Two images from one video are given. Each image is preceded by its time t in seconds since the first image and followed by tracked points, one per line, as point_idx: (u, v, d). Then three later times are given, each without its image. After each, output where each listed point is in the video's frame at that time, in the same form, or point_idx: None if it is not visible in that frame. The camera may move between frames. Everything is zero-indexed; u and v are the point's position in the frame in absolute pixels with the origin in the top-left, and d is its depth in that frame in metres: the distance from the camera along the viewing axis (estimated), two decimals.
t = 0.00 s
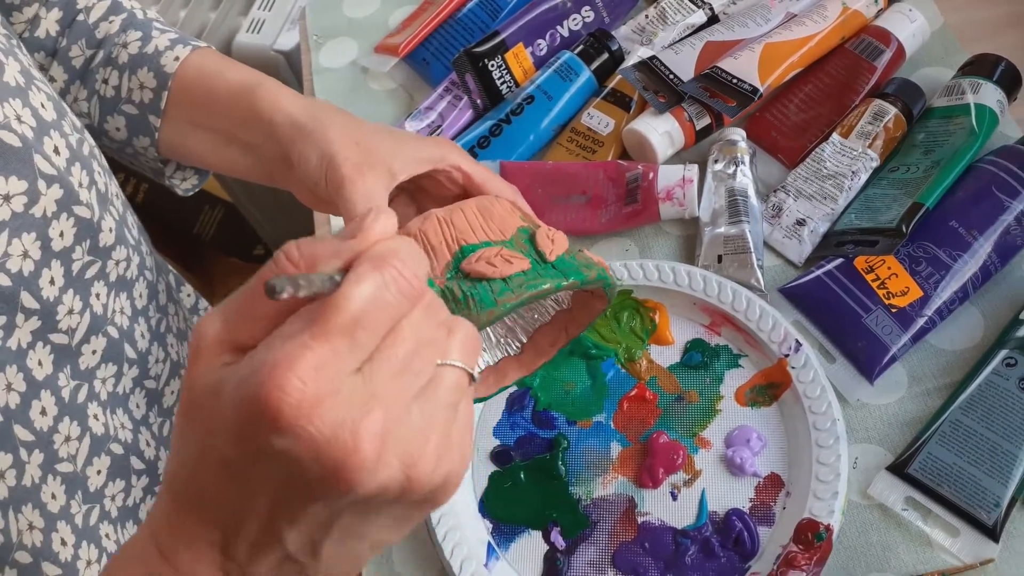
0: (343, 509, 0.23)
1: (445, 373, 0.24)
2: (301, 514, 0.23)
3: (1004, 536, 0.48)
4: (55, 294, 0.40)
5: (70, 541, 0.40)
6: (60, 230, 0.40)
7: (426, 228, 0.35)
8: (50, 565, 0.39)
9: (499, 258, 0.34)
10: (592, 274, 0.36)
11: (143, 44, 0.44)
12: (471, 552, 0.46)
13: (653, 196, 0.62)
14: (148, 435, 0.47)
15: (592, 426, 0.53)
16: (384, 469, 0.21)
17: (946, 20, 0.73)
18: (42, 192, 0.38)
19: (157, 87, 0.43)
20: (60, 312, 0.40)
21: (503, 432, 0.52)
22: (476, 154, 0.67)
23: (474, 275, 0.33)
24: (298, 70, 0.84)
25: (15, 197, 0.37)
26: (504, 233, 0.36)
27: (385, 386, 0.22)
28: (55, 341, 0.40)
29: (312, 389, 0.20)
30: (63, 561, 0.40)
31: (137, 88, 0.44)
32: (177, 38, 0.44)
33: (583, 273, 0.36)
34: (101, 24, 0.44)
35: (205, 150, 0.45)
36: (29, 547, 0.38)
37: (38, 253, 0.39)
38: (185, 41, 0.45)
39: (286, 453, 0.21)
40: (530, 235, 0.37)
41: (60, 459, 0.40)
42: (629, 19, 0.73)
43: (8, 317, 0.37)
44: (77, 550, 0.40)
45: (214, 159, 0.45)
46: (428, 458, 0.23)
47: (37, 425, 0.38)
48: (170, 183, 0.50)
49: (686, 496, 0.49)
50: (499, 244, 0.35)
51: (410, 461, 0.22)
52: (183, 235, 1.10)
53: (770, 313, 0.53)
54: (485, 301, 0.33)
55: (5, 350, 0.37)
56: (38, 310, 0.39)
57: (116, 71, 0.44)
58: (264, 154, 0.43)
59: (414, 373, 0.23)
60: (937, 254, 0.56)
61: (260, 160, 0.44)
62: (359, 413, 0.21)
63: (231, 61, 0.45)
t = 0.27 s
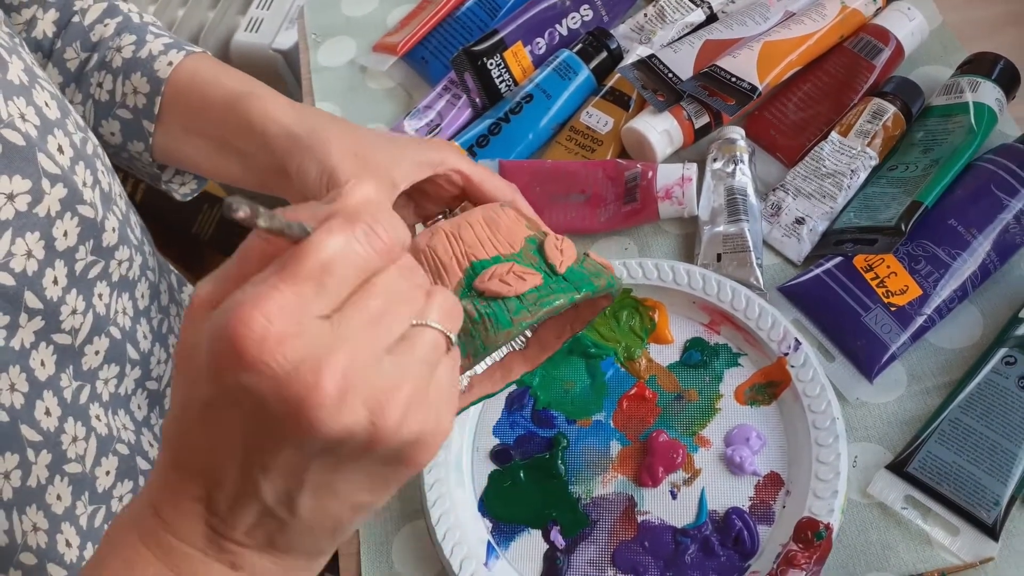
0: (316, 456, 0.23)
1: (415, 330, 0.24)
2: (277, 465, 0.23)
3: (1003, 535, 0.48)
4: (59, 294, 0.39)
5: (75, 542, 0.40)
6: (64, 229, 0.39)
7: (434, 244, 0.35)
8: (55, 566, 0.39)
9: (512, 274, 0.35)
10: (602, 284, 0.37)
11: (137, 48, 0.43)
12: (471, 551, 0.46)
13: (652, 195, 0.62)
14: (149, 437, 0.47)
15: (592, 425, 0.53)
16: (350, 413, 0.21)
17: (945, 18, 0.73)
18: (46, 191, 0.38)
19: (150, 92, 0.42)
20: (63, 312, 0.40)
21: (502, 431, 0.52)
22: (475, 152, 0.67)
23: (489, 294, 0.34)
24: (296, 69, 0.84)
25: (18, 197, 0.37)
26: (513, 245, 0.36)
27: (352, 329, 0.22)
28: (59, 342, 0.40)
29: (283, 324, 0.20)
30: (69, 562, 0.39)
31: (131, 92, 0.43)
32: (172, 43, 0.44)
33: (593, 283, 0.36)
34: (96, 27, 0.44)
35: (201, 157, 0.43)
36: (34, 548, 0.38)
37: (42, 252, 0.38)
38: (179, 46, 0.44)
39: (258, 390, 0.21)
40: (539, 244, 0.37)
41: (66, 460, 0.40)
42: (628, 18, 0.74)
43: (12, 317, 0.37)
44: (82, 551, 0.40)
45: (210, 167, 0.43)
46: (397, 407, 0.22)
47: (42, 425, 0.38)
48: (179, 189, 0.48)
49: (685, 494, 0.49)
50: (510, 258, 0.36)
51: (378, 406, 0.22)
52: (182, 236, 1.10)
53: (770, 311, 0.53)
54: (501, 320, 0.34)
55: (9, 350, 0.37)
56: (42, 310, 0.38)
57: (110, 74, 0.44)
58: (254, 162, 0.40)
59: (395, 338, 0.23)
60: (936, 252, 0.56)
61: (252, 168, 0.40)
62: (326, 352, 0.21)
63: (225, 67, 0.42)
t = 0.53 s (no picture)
0: (259, 473, 0.22)
1: (378, 345, 0.23)
2: (225, 478, 0.22)
3: (1004, 538, 0.48)
4: (63, 294, 0.39)
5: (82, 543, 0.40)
6: (69, 230, 0.40)
7: (448, 241, 0.37)
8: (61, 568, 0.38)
9: (533, 262, 0.36)
10: (618, 264, 0.38)
11: (135, 59, 0.44)
12: (471, 553, 0.46)
13: (653, 197, 0.62)
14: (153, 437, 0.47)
15: (592, 426, 0.53)
16: (284, 427, 0.20)
17: (947, 20, 0.73)
18: (51, 191, 0.38)
19: (146, 101, 0.43)
20: (68, 312, 0.40)
21: (503, 433, 0.52)
22: (476, 154, 0.66)
23: (513, 284, 0.35)
24: (298, 69, 0.84)
25: (23, 197, 0.37)
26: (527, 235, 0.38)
27: (298, 340, 0.21)
28: (63, 342, 0.40)
29: (224, 336, 0.20)
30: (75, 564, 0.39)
31: (127, 102, 0.44)
32: (171, 55, 0.44)
33: (610, 264, 0.38)
34: (96, 35, 0.45)
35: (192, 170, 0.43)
36: (39, 549, 0.37)
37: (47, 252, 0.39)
38: (178, 58, 0.44)
39: (192, 401, 0.20)
40: (552, 233, 0.38)
41: (73, 459, 0.40)
42: (629, 19, 0.74)
43: (16, 317, 0.37)
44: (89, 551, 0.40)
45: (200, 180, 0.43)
46: (337, 422, 0.21)
47: (47, 426, 0.38)
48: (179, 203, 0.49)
49: (686, 497, 0.49)
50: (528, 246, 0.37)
51: (317, 421, 0.21)
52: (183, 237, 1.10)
53: (771, 314, 0.53)
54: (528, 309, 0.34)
55: (14, 350, 0.37)
56: (46, 310, 0.39)
57: (107, 83, 0.44)
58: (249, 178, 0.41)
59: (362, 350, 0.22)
60: (937, 255, 0.56)
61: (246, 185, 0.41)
62: (267, 368, 0.20)
63: (220, 82, 0.43)
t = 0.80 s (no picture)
0: (164, 472, 0.24)
1: (279, 355, 0.24)
2: (140, 472, 0.25)
3: (1005, 535, 0.47)
4: (60, 290, 0.40)
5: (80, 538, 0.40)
6: (67, 225, 0.40)
7: (443, 241, 0.38)
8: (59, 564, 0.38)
9: (534, 247, 0.36)
10: (617, 235, 0.39)
11: (120, 72, 0.46)
12: (471, 551, 0.46)
13: (653, 194, 0.61)
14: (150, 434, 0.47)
15: (592, 424, 0.52)
16: (168, 431, 0.23)
17: (947, 17, 0.72)
18: (48, 186, 0.39)
19: (126, 117, 0.46)
20: (65, 307, 0.40)
21: (502, 430, 0.52)
22: (474, 151, 0.66)
23: (518, 272, 0.36)
24: (297, 67, 0.84)
25: (20, 192, 0.38)
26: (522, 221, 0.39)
27: (188, 347, 0.23)
28: (59, 338, 0.40)
29: (114, 346, 0.22)
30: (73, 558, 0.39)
31: (108, 115, 0.47)
32: (156, 71, 0.47)
33: (608, 236, 0.38)
34: (85, 47, 0.47)
35: (168, 187, 0.47)
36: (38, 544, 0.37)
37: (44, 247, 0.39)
38: (163, 75, 0.47)
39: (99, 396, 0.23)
40: (545, 215, 0.39)
41: (73, 454, 0.39)
42: (629, 16, 0.73)
43: (13, 313, 0.38)
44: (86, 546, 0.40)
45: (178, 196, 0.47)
46: (222, 429, 0.23)
47: (45, 421, 0.38)
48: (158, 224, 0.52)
49: (687, 494, 0.49)
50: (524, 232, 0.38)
51: (199, 430, 0.23)
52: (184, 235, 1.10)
53: (771, 311, 0.52)
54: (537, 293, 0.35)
55: (9, 345, 0.38)
56: (43, 306, 0.39)
57: (91, 95, 0.47)
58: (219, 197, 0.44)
59: (264, 361, 0.24)
60: (937, 251, 0.55)
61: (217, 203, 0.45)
62: (153, 377, 0.22)
63: (199, 101, 0.46)
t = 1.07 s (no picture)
0: (129, 465, 0.25)
1: (238, 359, 0.25)
2: (108, 462, 0.25)
3: (1008, 538, 0.47)
4: (52, 290, 0.40)
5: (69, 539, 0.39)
6: (59, 225, 0.40)
7: (432, 243, 0.38)
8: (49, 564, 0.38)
9: (523, 244, 0.36)
10: (607, 224, 0.38)
11: (108, 82, 0.46)
12: (471, 555, 0.45)
13: (655, 195, 0.61)
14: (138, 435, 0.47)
15: (593, 426, 0.52)
16: (129, 424, 0.23)
17: (949, 18, 0.72)
18: (39, 187, 0.39)
19: (113, 125, 0.46)
20: (56, 307, 0.40)
21: (503, 432, 0.52)
22: (475, 152, 0.66)
23: (509, 270, 0.35)
24: (296, 67, 0.83)
25: (10, 191, 0.37)
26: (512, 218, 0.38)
27: (152, 347, 0.23)
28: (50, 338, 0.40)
29: (82, 340, 0.23)
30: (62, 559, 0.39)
31: (94, 124, 0.47)
32: (144, 81, 0.47)
33: (598, 227, 0.38)
34: (74, 55, 0.47)
35: (150, 195, 0.47)
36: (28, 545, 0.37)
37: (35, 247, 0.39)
38: (151, 85, 0.47)
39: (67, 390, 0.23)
40: (533, 210, 0.39)
41: (62, 454, 0.39)
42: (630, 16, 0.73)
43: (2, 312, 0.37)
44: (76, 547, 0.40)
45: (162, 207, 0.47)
46: (179, 427, 0.24)
47: (34, 420, 0.38)
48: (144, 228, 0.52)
49: (688, 497, 0.49)
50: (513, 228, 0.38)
51: (158, 426, 0.24)
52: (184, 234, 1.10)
53: (773, 312, 0.52)
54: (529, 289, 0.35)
55: None
56: (33, 306, 0.39)
57: (77, 103, 0.47)
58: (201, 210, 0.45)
59: (223, 364, 0.25)
60: (940, 253, 0.55)
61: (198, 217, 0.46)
62: (117, 373, 0.23)
63: (187, 112, 0.46)
